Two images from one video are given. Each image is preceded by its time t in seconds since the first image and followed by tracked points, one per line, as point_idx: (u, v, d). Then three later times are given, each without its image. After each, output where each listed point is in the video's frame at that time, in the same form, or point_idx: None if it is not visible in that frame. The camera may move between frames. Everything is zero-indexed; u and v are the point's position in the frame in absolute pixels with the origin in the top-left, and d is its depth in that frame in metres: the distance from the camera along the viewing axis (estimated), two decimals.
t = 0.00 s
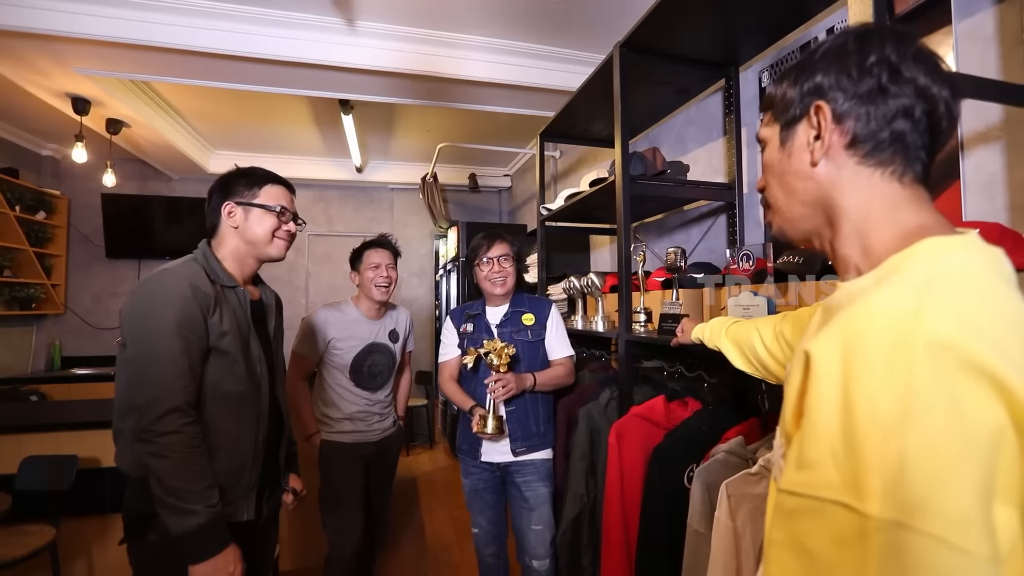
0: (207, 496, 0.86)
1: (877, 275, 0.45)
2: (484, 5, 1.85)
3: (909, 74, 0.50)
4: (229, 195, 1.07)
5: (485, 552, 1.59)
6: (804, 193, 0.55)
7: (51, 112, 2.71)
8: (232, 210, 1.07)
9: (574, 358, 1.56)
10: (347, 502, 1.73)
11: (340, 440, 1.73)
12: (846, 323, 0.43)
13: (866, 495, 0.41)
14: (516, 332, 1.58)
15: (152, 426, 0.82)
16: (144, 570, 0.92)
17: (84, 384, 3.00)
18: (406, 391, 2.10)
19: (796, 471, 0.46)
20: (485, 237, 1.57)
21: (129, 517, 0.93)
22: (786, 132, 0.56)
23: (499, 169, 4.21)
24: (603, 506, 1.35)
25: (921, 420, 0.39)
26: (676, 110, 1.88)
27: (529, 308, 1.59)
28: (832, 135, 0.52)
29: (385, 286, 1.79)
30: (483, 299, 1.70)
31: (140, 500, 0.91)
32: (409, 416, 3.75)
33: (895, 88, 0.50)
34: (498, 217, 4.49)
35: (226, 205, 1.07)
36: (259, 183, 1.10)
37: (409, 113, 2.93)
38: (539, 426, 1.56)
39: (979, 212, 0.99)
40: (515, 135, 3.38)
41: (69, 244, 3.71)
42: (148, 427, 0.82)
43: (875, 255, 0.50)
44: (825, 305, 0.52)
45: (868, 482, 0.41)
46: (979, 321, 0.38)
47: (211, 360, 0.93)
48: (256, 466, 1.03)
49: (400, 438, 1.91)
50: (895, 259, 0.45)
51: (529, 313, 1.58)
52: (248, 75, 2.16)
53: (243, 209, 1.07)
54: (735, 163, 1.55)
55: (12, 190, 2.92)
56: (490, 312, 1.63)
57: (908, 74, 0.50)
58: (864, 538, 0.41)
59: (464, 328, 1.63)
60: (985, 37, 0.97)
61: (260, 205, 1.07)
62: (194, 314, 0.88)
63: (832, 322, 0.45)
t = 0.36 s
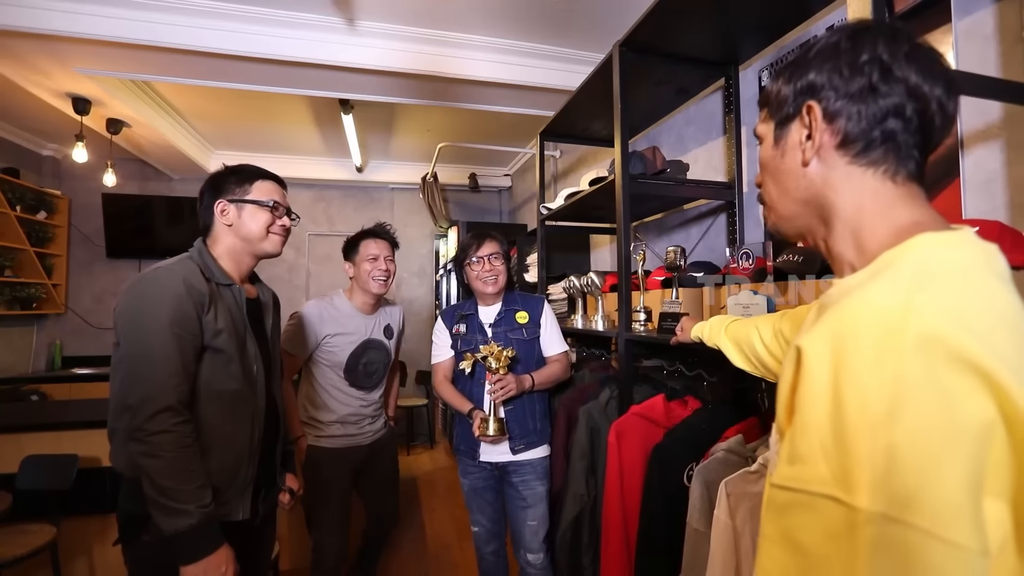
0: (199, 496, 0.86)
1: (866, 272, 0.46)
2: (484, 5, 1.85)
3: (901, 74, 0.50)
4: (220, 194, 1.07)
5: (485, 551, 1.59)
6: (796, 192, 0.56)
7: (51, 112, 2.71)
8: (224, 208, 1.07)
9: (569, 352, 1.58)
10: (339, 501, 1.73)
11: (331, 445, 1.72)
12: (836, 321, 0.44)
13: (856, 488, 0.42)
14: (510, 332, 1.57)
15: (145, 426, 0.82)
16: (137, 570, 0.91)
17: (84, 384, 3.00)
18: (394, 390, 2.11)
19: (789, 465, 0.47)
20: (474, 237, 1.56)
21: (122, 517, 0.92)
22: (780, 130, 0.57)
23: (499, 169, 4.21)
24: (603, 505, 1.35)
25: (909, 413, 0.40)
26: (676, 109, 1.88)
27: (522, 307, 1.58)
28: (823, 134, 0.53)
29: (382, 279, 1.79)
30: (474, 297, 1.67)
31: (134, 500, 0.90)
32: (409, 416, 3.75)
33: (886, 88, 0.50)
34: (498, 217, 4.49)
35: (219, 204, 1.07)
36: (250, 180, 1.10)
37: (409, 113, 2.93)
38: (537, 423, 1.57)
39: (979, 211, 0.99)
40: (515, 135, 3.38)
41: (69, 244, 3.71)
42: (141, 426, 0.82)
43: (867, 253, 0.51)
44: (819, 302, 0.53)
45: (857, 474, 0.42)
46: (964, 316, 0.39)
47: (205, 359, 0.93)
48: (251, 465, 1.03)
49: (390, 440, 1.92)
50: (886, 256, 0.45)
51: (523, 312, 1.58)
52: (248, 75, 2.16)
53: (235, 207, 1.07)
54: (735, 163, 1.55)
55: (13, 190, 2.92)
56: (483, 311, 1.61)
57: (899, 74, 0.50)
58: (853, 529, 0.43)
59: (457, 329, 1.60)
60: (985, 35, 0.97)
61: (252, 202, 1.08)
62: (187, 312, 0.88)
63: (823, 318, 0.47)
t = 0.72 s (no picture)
0: (199, 496, 0.85)
1: (838, 274, 0.48)
2: (485, 5, 1.85)
3: (872, 93, 0.51)
4: (219, 194, 1.07)
5: (487, 552, 1.59)
6: (767, 200, 0.57)
7: (52, 112, 2.71)
8: (224, 208, 1.07)
9: (570, 353, 1.58)
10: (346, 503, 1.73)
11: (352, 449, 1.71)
12: (804, 320, 0.46)
13: (829, 481, 0.42)
14: (511, 332, 1.57)
15: (144, 426, 0.82)
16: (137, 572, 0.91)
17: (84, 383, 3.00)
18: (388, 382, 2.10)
19: (772, 466, 0.47)
20: (474, 237, 1.56)
21: (121, 520, 0.92)
22: (754, 139, 0.58)
23: (499, 169, 4.21)
24: (603, 506, 1.35)
25: (875, 404, 0.41)
26: (676, 109, 1.88)
27: (523, 307, 1.59)
28: (796, 148, 0.53)
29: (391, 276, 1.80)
30: (475, 297, 1.67)
31: (133, 501, 0.90)
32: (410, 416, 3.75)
33: (858, 105, 0.51)
34: (498, 217, 4.49)
35: (219, 204, 1.07)
36: (250, 181, 1.10)
37: (409, 113, 2.93)
38: (539, 423, 1.56)
39: (978, 211, 0.98)
40: (515, 135, 3.38)
41: (70, 244, 3.71)
42: (140, 426, 0.82)
43: (837, 261, 0.53)
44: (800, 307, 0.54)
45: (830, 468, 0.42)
46: (919, 307, 0.41)
47: (203, 358, 0.93)
48: (249, 466, 1.02)
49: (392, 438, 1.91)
50: (854, 259, 0.47)
51: (524, 312, 1.58)
52: (249, 75, 2.16)
53: (235, 206, 1.08)
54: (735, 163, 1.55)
55: (14, 190, 2.93)
56: (484, 312, 1.61)
57: (871, 93, 0.51)
58: (832, 526, 0.42)
59: (457, 330, 1.59)
60: (984, 36, 0.97)
61: (252, 203, 1.08)
62: (186, 311, 0.88)
63: (795, 321, 0.48)
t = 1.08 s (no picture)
0: (207, 501, 0.85)
1: (809, 283, 0.49)
2: (487, 6, 1.85)
3: (822, 110, 0.51)
4: (221, 196, 1.08)
5: (490, 552, 1.60)
6: (742, 218, 0.58)
7: (55, 113, 2.71)
8: (228, 209, 1.08)
9: (575, 354, 1.58)
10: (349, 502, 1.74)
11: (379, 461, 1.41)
12: (774, 330, 0.47)
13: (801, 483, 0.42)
14: (515, 332, 1.58)
15: (153, 430, 0.83)
16: None
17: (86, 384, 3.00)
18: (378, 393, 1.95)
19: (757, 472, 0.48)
20: (479, 238, 1.57)
21: (128, 522, 0.91)
22: (724, 161, 0.59)
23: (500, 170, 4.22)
24: (605, 506, 1.36)
25: (838, 406, 0.41)
26: (678, 111, 1.89)
27: (527, 307, 1.59)
28: (759, 168, 0.54)
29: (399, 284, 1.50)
30: (479, 298, 1.67)
31: (142, 503, 0.90)
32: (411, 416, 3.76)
33: (809, 124, 0.51)
34: (500, 217, 4.49)
35: (222, 205, 1.07)
36: (250, 179, 1.10)
37: (411, 114, 2.94)
38: (543, 423, 1.58)
39: (980, 213, 0.99)
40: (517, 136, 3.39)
41: (72, 244, 3.72)
42: (150, 430, 0.83)
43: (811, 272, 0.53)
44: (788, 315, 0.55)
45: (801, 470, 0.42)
46: (875, 310, 0.42)
47: (211, 361, 0.94)
48: (255, 469, 1.03)
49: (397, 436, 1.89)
50: (823, 267, 0.48)
51: (528, 312, 1.58)
52: (252, 76, 2.17)
53: (238, 206, 1.08)
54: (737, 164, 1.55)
55: (16, 190, 2.93)
56: (489, 312, 1.61)
57: (821, 111, 0.51)
58: (808, 528, 0.42)
59: (462, 330, 1.60)
60: (986, 39, 0.98)
61: (254, 198, 1.08)
62: (195, 315, 0.89)
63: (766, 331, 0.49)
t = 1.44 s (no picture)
0: (225, 505, 0.85)
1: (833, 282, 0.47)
2: (496, 5, 1.85)
3: (838, 118, 0.48)
4: (242, 193, 1.08)
5: (500, 552, 1.59)
6: (767, 225, 0.56)
7: (61, 112, 2.71)
8: (250, 206, 1.08)
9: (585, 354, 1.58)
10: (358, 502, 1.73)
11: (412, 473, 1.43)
12: (790, 328, 0.45)
13: (816, 475, 0.40)
14: (527, 331, 1.58)
15: (175, 432, 0.83)
16: None
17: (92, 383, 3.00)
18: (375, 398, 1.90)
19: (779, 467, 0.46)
20: (493, 238, 1.56)
21: (140, 523, 0.90)
22: (745, 172, 0.56)
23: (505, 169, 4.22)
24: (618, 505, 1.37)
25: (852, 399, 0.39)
26: (688, 110, 1.88)
27: (539, 307, 1.59)
28: (778, 177, 0.51)
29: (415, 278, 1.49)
30: (491, 298, 1.68)
31: (154, 505, 0.88)
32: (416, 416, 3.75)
33: (826, 133, 0.48)
34: (504, 217, 4.49)
35: (243, 202, 1.07)
36: (272, 176, 1.11)
37: (417, 113, 2.94)
38: (555, 423, 1.57)
39: (1000, 212, 0.98)
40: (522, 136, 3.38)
41: (77, 243, 3.71)
42: (170, 433, 0.83)
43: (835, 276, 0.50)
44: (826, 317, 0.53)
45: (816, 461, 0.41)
46: (885, 303, 0.40)
47: (231, 363, 0.94)
48: (269, 472, 1.03)
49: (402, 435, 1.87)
50: (846, 265, 0.46)
51: (540, 312, 1.58)
52: (259, 75, 2.16)
53: (260, 203, 1.08)
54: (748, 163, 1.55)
55: (22, 189, 2.93)
56: (500, 312, 1.62)
57: (838, 119, 0.48)
58: (823, 519, 0.40)
59: (474, 329, 1.60)
60: (1005, 37, 0.97)
61: (276, 194, 1.09)
62: (218, 318, 0.90)
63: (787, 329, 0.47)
